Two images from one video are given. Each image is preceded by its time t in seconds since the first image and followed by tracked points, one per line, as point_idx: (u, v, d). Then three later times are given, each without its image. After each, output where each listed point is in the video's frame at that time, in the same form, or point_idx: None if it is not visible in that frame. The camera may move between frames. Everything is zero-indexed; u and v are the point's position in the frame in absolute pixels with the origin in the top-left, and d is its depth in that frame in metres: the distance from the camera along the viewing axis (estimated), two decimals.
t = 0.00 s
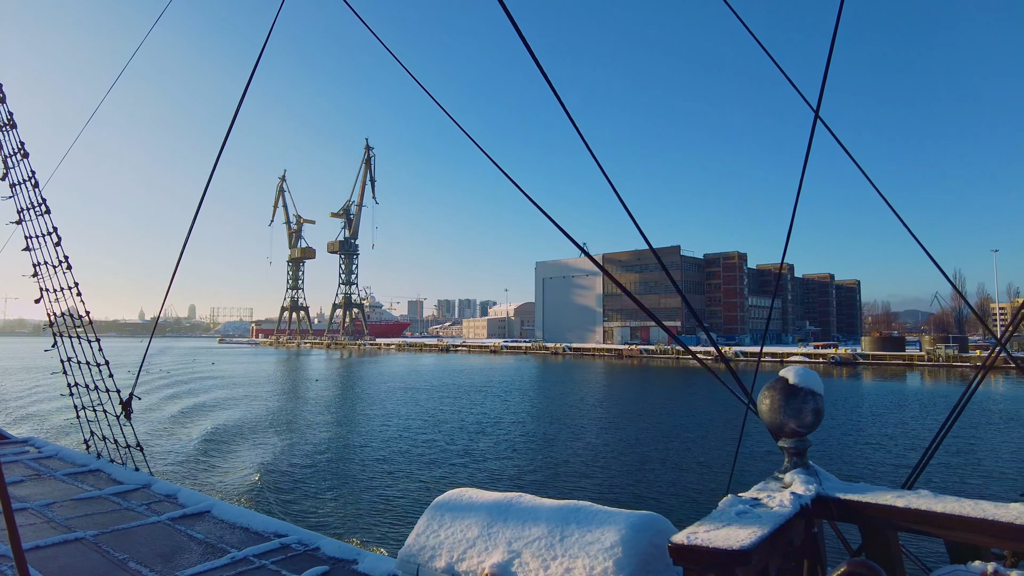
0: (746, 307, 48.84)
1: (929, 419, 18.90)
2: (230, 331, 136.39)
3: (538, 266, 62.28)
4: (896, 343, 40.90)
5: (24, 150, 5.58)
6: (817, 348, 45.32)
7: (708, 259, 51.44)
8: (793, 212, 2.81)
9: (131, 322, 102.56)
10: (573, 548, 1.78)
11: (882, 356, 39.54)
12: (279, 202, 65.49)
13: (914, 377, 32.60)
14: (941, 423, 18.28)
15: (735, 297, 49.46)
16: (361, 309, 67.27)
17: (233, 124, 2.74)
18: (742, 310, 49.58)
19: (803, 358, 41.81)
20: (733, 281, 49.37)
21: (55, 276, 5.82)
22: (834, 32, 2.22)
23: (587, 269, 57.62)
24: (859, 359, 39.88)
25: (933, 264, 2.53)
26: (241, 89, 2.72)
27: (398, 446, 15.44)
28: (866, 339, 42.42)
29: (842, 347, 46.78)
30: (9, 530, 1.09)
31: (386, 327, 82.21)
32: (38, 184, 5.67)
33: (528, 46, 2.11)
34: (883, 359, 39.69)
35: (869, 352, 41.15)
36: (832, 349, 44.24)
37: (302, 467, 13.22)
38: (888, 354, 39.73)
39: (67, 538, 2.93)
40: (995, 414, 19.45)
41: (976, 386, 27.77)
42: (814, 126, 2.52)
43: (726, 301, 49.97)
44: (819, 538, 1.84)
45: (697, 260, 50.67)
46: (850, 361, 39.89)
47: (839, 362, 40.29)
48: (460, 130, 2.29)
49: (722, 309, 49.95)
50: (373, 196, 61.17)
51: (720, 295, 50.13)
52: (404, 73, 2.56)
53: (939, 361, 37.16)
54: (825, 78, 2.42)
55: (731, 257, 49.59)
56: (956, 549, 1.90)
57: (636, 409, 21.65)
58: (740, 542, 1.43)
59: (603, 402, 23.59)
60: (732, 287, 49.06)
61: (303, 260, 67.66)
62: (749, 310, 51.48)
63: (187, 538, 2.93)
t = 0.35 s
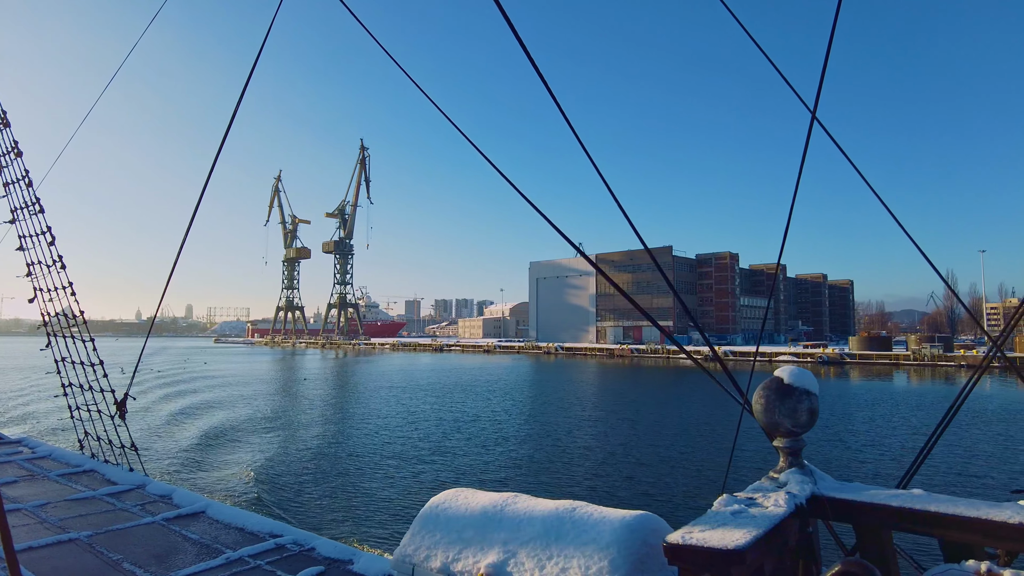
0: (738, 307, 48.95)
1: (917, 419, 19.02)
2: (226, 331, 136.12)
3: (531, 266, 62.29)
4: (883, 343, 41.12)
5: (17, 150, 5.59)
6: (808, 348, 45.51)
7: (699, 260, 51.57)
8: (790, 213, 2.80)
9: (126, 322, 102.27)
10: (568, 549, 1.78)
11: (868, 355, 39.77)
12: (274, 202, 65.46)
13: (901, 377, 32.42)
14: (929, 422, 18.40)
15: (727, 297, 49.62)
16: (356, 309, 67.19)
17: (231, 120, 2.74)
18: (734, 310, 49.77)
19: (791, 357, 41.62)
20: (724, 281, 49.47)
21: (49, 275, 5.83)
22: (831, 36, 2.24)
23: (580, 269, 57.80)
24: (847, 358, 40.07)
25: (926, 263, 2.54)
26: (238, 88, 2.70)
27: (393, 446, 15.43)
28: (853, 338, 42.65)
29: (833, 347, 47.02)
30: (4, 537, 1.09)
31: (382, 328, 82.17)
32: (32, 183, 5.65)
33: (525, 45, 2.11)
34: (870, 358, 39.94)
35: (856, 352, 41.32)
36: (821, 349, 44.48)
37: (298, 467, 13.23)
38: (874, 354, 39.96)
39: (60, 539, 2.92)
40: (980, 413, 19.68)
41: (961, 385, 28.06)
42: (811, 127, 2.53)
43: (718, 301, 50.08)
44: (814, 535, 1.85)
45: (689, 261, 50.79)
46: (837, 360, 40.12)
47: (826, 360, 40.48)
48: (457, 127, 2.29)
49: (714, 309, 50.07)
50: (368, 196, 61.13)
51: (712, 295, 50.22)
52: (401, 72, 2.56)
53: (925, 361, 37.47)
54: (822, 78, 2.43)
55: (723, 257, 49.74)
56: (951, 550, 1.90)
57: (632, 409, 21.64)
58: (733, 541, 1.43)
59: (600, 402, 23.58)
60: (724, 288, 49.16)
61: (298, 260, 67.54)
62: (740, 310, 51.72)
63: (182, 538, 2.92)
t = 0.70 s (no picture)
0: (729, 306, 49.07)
1: (905, 418, 19.16)
2: (222, 331, 136.00)
3: (525, 266, 62.35)
4: (869, 342, 41.39)
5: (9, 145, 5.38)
6: (798, 347, 45.78)
7: (691, 260, 51.81)
8: (786, 213, 2.80)
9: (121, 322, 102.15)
10: (562, 551, 1.77)
11: (855, 355, 40.03)
12: (269, 202, 65.48)
13: (887, 377, 32.29)
14: (916, 421, 18.54)
15: (718, 297, 49.76)
16: (351, 309, 67.22)
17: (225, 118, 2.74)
18: (725, 310, 49.91)
19: (780, 356, 41.90)
20: (716, 281, 49.63)
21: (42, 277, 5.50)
22: (826, 35, 2.25)
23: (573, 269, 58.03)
24: (834, 357, 40.37)
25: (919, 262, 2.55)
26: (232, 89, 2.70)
27: (390, 446, 15.39)
28: (841, 338, 42.98)
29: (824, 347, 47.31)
30: None
31: (377, 327, 82.25)
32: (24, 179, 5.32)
33: (519, 42, 2.10)
34: (856, 356, 40.26)
35: (843, 352, 41.55)
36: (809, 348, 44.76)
37: (293, 467, 13.17)
38: (861, 353, 40.20)
39: (52, 540, 2.90)
40: (965, 412, 19.89)
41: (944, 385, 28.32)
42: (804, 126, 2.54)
43: (709, 301, 50.20)
44: (808, 535, 1.85)
45: (680, 261, 51.02)
46: (824, 359, 40.41)
47: (813, 360, 40.65)
48: (452, 125, 2.29)
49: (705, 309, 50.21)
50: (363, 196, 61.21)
51: (703, 295, 50.38)
52: (394, 70, 2.57)
53: (910, 361, 37.78)
54: (815, 77, 2.44)
55: (715, 257, 49.91)
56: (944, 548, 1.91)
57: (626, 409, 21.66)
58: (728, 540, 1.43)
59: (594, 402, 23.60)
60: (715, 287, 49.31)
61: (293, 260, 67.51)
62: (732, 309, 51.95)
63: (176, 538, 2.91)
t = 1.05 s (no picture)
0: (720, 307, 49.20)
1: (892, 418, 19.26)
2: (218, 330, 135.78)
3: (518, 266, 62.36)
4: (856, 342, 41.66)
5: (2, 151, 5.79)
6: (787, 347, 46.00)
7: (683, 260, 51.91)
8: (780, 213, 2.81)
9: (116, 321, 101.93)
10: (554, 553, 1.77)
11: (841, 354, 40.23)
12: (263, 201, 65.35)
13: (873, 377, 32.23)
14: (905, 421, 18.64)
15: (710, 297, 49.85)
16: (345, 309, 67.16)
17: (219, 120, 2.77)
18: (716, 310, 50.00)
19: (768, 356, 42.14)
20: (707, 281, 49.71)
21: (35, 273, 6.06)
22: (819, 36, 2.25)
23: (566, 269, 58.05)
24: (821, 357, 40.62)
25: (913, 262, 2.56)
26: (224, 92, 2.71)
27: (384, 446, 15.40)
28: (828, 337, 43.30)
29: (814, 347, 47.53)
30: None
31: (371, 327, 82.21)
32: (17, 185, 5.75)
33: (515, 42, 2.13)
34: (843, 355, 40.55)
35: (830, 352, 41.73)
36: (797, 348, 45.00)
37: (287, 468, 13.16)
38: (848, 353, 40.44)
39: (44, 542, 2.89)
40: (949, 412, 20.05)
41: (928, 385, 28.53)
42: (799, 127, 2.54)
43: (700, 301, 50.30)
44: (801, 536, 1.86)
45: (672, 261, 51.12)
46: (812, 359, 40.60)
47: (800, 360, 40.80)
48: (444, 123, 2.30)
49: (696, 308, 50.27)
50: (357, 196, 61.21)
51: (695, 295, 50.45)
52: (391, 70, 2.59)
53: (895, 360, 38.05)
54: (810, 79, 2.44)
55: (706, 257, 49.98)
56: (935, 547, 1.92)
57: (619, 409, 21.73)
58: (721, 541, 1.43)
59: (588, 402, 23.65)
60: (707, 288, 49.38)
61: (287, 260, 67.39)
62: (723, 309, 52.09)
63: (169, 540, 2.90)
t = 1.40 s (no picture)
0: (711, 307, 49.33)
1: (878, 418, 19.42)
2: (213, 330, 135.62)
3: (511, 267, 62.42)
4: (843, 343, 42.02)
5: None
6: (776, 347, 46.27)
7: (675, 262, 52.07)
8: (771, 217, 2.83)
9: (110, 322, 101.69)
10: (548, 554, 1.77)
11: (827, 355, 40.51)
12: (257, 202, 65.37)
13: (859, 377, 32.51)
14: (895, 421, 18.81)
15: (701, 298, 49.95)
16: (339, 309, 67.15)
17: (215, 122, 2.79)
18: (707, 311, 50.08)
19: (756, 357, 42.42)
20: (698, 282, 49.83)
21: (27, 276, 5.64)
22: (812, 40, 2.27)
23: (558, 270, 58.11)
24: (807, 357, 40.89)
25: (906, 265, 2.57)
26: (220, 96, 2.73)
27: (378, 447, 15.41)
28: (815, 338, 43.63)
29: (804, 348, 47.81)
30: None
31: (366, 327, 82.25)
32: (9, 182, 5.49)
33: (506, 45, 2.15)
34: (829, 356, 40.86)
35: (817, 352, 42.03)
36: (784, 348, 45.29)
37: (281, 469, 13.15)
38: (834, 354, 40.73)
39: (36, 544, 2.87)
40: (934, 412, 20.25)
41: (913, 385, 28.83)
42: (791, 130, 2.56)
43: (692, 301, 50.43)
44: (791, 538, 1.86)
45: (663, 262, 51.25)
46: (799, 359, 40.81)
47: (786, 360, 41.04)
48: (437, 124, 2.33)
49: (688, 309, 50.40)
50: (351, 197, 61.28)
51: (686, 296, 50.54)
52: (386, 72, 2.62)
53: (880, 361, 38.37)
54: (802, 83, 2.47)
55: (698, 258, 50.10)
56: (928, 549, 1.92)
57: (612, 410, 21.80)
58: (711, 542, 1.43)
59: (581, 403, 23.70)
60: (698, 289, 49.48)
61: (282, 261, 67.34)
62: (714, 310, 52.31)
63: (163, 542, 2.89)
